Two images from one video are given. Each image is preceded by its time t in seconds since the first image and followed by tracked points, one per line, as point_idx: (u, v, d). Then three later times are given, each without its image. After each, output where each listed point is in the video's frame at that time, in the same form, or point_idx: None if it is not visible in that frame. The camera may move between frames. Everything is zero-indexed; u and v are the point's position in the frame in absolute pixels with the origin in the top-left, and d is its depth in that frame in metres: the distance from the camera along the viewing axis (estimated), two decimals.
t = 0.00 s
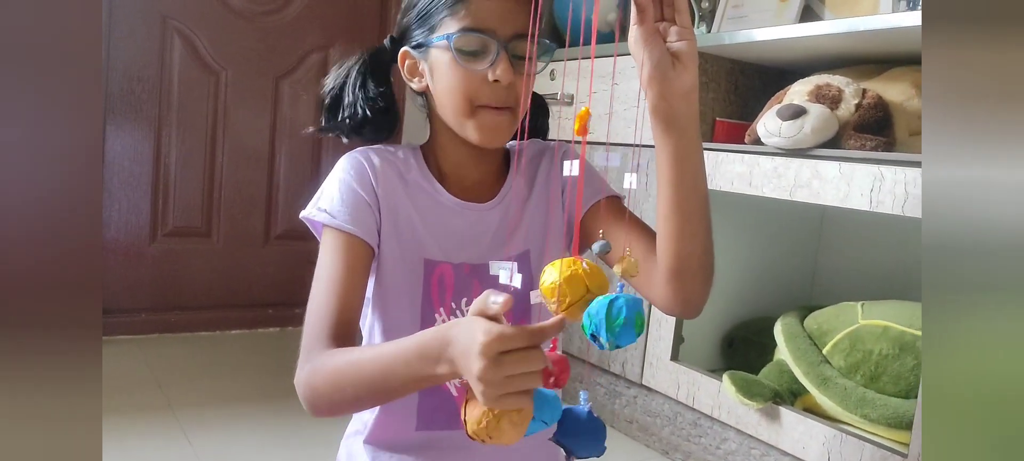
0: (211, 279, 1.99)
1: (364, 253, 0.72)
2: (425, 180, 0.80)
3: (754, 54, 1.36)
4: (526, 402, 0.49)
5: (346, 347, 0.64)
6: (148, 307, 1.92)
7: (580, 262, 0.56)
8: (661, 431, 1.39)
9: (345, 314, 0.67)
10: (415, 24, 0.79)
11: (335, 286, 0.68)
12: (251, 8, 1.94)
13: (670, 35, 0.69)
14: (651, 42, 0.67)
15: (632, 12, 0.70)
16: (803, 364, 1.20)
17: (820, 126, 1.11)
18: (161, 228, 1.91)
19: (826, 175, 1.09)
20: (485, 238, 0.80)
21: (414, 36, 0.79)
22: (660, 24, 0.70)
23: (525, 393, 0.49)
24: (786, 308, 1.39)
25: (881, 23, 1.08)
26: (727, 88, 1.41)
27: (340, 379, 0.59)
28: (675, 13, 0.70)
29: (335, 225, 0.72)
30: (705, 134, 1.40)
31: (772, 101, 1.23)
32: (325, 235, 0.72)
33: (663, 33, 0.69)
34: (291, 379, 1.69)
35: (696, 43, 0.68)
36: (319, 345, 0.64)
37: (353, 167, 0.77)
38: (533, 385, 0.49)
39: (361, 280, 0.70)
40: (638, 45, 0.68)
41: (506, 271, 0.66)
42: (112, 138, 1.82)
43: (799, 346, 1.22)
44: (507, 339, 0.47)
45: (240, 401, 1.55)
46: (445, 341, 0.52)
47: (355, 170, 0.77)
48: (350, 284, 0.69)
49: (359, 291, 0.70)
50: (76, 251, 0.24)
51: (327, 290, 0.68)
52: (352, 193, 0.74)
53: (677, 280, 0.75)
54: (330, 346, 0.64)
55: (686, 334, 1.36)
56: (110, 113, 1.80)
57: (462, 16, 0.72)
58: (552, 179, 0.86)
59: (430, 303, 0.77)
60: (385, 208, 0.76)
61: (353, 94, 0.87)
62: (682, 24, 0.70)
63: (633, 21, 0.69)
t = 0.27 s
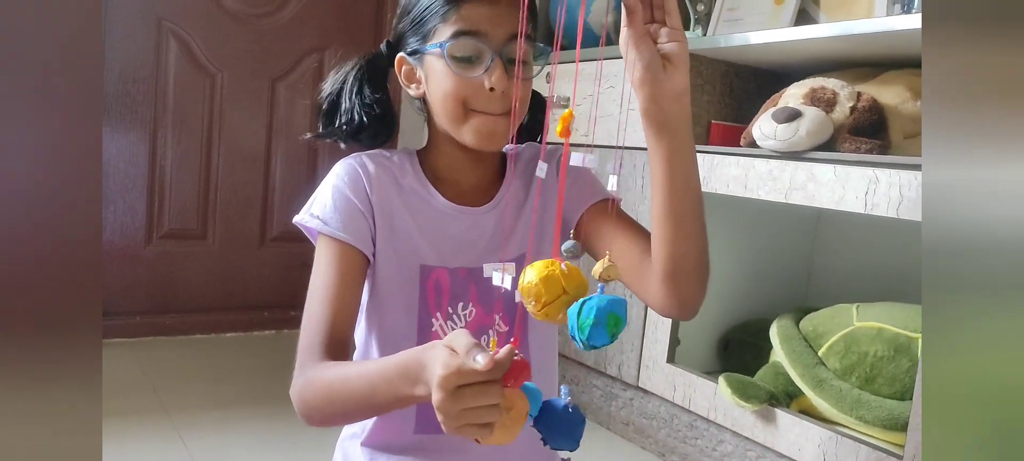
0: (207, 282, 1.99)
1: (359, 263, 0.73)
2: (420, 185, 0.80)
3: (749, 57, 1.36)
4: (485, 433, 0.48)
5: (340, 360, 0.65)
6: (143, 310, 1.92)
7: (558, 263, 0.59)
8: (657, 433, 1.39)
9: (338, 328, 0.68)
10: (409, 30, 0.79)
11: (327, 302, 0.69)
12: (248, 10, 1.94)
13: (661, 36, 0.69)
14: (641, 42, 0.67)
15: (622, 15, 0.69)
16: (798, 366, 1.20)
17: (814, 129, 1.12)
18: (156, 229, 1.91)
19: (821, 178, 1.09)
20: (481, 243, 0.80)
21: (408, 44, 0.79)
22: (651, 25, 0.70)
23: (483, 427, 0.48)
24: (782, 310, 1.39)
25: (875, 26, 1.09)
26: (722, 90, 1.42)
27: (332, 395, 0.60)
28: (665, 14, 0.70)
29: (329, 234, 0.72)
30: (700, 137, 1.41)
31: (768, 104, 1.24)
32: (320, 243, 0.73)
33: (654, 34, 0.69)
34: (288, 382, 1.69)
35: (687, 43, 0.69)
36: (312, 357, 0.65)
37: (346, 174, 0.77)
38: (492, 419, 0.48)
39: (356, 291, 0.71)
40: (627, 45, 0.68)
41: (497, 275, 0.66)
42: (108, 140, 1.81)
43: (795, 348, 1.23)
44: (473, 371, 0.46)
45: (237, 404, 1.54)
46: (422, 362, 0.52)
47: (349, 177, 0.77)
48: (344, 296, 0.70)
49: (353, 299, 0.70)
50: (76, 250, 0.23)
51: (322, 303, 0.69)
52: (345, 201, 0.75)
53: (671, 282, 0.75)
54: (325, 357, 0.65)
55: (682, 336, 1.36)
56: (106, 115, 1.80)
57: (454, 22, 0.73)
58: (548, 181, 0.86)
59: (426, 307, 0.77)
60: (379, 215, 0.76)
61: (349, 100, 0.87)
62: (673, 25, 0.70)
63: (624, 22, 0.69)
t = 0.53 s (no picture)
0: (204, 287, 1.99)
1: (352, 275, 0.74)
2: (413, 196, 0.81)
3: (741, 65, 1.38)
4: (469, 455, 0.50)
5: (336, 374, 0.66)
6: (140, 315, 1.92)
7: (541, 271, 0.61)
8: (650, 437, 1.41)
9: (333, 341, 0.69)
10: (399, 42, 0.80)
11: (322, 316, 0.70)
12: (244, 17, 1.95)
13: (648, 46, 0.70)
14: (629, 52, 0.69)
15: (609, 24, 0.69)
16: (790, 371, 1.21)
17: (805, 136, 1.13)
18: (153, 236, 1.92)
19: (812, 185, 1.10)
20: (474, 252, 0.81)
21: (398, 55, 0.80)
22: (638, 36, 0.71)
23: (468, 449, 0.50)
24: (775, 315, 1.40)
25: (864, 35, 1.10)
26: (715, 98, 1.43)
27: (326, 408, 0.61)
28: (653, 25, 0.71)
29: (323, 247, 0.73)
30: (693, 144, 1.42)
31: (758, 113, 1.25)
32: (315, 256, 0.74)
33: (642, 44, 0.70)
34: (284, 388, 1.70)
35: (674, 53, 0.70)
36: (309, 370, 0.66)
37: (340, 187, 0.78)
38: (473, 444, 0.50)
39: (351, 303, 0.73)
40: (615, 55, 0.69)
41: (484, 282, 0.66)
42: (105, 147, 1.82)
43: (786, 353, 1.24)
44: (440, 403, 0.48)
45: (233, 410, 1.55)
46: (409, 384, 0.54)
47: (342, 189, 0.78)
48: (339, 307, 0.71)
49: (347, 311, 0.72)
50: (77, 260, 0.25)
51: (318, 317, 0.70)
52: (339, 214, 0.76)
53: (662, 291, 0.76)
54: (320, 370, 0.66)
55: (676, 341, 1.37)
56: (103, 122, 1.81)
57: (444, 34, 0.74)
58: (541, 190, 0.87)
59: (421, 317, 0.78)
60: (373, 227, 0.77)
61: (341, 112, 0.88)
62: (660, 35, 0.71)
63: (612, 33, 0.70)
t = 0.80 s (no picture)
0: (200, 288, 2.00)
1: (346, 277, 0.75)
2: (403, 198, 0.82)
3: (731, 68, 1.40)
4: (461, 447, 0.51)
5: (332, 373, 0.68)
6: (137, 316, 1.93)
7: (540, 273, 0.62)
8: (642, 436, 1.42)
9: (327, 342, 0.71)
10: (389, 47, 0.81)
11: (317, 318, 0.72)
12: (241, 19, 1.96)
13: (637, 50, 0.72)
14: (619, 56, 0.70)
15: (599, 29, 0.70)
16: (780, 369, 1.23)
17: (793, 139, 1.15)
18: (149, 237, 1.92)
19: (800, 187, 1.12)
20: (465, 253, 0.83)
21: (388, 60, 0.82)
22: (626, 39, 0.72)
23: (463, 440, 0.51)
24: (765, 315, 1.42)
25: (851, 38, 1.12)
26: (706, 100, 1.45)
27: (324, 406, 0.63)
28: (641, 30, 0.73)
29: (316, 250, 0.75)
30: (685, 145, 1.44)
31: (748, 115, 1.27)
32: (308, 259, 0.75)
33: (631, 48, 0.71)
34: (281, 387, 1.71)
35: (662, 56, 0.71)
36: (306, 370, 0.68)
37: (331, 190, 0.79)
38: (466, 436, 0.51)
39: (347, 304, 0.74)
40: (605, 61, 0.70)
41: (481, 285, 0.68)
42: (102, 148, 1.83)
43: (776, 352, 1.25)
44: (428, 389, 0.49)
45: (230, 409, 1.56)
46: (404, 377, 0.56)
47: (334, 193, 0.79)
48: (334, 310, 0.73)
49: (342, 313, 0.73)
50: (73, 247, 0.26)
51: (313, 320, 0.71)
52: (332, 217, 0.77)
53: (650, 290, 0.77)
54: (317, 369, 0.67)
55: (667, 341, 1.39)
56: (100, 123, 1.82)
57: (433, 40, 0.75)
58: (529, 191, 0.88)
59: (413, 317, 0.79)
60: (365, 229, 0.79)
61: (331, 116, 0.89)
62: (648, 39, 0.72)
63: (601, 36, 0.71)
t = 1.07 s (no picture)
0: (198, 287, 2.02)
1: (342, 276, 0.77)
2: (397, 197, 0.84)
3: (724, 68, 1.41)
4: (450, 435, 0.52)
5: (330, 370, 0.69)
6: (135, 315, 1.94)
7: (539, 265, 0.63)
8: (636, 433, 1.43)
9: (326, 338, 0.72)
10: (380, 48, 0.83)
11: (317, 315, 0.73)
12: (238, 19, 1.98)
13: (625, 46, 0.73)
14: (608, 53, 0.71)
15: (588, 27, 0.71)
16: (771, 366, 1.24)
17: (783, 138, 1.16)
18: (148, 236, 1.94)
19: (790, 185, 1.13)
20: (458, 250, 0.84)
21: (380, 60, 0.83)
22: (614, 35, 0.74)
23: (452, 429, 0.52)
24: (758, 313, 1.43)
25: (840, 39, 1.13)
26: (699, 100, 1.46)
27: (322, 401, 0.64)
28: (630, 26, 0.74)
29: (312, 249, 0.76)
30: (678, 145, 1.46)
31: (739, 115, 1.29)
32: (305, 261, 0.77)
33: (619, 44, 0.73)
34: (278, 385, 1.72)
35: (650, 52, 0.73)
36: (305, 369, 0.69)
37: (326, 190, 0.80)
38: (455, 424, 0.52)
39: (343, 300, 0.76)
40: (594, 57, 0.71)
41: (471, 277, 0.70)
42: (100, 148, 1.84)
43: (768, 349, 1.27)
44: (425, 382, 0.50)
45: (227, 407, 1.57)
46: (395, 370, 0.57)
47: (328, 193, 0.80)
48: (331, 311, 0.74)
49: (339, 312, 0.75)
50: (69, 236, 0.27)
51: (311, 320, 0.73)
52: (327, 216, 0.78)
53: (641, 284, 0.79)
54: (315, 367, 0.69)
55: (661, 338, 1.40)
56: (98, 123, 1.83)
57: (423, 41, 0.76)
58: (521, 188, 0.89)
59: (407, 314, 0.81)
60: (360, 227, 0.80)
61: (325, 116, 0.91)
62: (635, 35, 0.74)
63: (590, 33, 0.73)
